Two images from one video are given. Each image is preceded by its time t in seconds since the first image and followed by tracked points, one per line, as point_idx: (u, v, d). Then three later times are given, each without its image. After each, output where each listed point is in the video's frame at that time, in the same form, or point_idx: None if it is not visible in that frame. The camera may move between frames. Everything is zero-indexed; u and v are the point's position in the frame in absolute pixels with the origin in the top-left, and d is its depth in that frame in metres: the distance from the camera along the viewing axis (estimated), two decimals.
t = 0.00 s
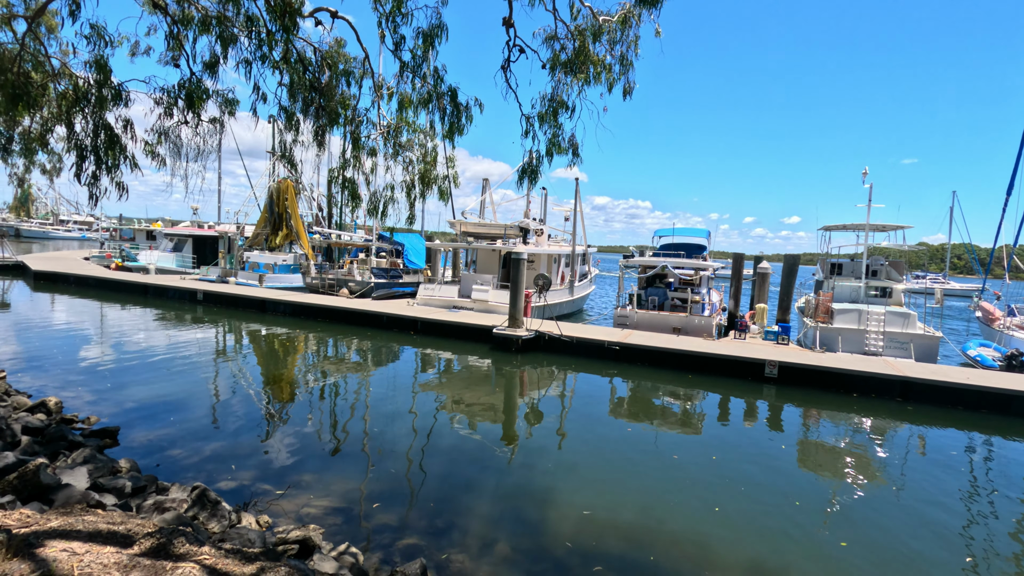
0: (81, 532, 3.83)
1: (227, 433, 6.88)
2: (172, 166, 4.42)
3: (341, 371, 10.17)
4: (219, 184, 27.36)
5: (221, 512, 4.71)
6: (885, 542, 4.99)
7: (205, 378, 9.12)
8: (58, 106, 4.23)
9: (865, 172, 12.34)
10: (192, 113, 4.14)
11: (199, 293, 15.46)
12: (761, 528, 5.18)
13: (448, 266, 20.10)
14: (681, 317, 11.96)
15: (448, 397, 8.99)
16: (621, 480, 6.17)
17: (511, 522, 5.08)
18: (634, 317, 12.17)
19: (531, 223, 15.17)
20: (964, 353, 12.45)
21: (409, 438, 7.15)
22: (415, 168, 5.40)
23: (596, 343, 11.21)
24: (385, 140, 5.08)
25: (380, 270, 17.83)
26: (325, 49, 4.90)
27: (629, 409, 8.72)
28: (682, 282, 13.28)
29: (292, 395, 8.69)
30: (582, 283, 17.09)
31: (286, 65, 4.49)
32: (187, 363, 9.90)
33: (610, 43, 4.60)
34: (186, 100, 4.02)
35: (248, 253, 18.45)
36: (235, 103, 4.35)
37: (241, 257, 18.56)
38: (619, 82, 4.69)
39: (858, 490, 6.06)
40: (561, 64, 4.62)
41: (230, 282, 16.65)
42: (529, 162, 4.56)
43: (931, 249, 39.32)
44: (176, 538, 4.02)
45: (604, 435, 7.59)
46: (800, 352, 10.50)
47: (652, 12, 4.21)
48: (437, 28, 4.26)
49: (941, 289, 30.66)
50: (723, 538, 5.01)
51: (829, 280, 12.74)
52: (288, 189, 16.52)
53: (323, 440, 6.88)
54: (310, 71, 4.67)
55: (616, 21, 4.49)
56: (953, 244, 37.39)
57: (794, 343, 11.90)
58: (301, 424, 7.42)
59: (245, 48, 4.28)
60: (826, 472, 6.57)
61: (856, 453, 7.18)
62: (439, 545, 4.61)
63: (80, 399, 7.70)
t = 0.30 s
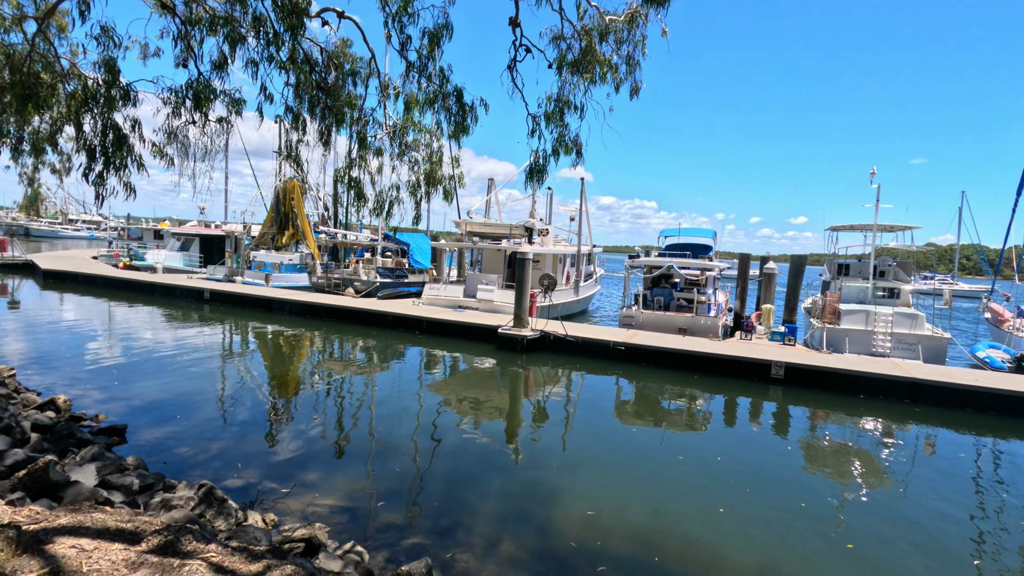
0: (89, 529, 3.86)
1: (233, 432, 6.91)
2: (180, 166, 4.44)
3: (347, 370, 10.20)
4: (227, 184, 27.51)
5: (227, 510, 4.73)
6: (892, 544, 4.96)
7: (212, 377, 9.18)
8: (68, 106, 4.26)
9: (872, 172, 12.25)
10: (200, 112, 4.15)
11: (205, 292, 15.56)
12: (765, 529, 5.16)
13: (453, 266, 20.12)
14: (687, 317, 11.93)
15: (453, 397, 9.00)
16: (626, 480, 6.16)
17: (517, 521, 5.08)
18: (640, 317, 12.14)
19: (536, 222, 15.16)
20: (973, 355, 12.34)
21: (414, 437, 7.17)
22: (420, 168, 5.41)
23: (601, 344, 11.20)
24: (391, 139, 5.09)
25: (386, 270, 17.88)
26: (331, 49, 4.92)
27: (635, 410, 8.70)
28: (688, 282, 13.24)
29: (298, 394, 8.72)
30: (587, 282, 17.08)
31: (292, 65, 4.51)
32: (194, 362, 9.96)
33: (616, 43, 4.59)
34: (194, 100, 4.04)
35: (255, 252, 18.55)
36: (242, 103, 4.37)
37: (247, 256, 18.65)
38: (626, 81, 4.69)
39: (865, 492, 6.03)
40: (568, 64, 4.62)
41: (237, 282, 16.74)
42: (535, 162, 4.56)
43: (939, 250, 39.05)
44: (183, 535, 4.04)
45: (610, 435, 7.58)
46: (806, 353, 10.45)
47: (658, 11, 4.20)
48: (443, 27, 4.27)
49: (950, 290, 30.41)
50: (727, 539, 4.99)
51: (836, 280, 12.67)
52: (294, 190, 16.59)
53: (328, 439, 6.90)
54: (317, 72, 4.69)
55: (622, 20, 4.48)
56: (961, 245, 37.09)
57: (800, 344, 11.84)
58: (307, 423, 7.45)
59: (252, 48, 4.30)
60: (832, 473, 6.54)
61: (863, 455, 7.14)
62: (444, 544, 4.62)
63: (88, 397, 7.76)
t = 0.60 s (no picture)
0: (99, 527, 3.89)
1: (240, 430, 6.95)
2: (188, 166, 4.47)
3: (353, 370, 10.24)
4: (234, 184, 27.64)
5: (234, 509, 4.76)
6: (899, 547, 4.92)
7: (220, 376, 9.23)
8: (78, 106, 4.30)
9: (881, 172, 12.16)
10: (207, 113, 4.18)
11: (213, 291, 15.66)
12: (771, 531, 5.14)
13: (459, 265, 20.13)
14: (694, 317, 11.88)
15: (459, 397, 9.01)
16: (631, 481, 6.15)
17: (522, 522, 5.08)
18: (646, 318, 12.11)
19: (542, 222, 15.15)
20: (983, 356, 12.22)
21: (419, 436, 7.18)
22: (427, 168, 5.42)
23: (607, 344, 11.18)
24: (398, 140, 5.10)
25: (392, 270, 17.93)
26: (338, 49, 4.93)
27: (641, 411, 8.66)
28: (694, 283, 13.20)
29: (305, 393, 8.76)
30: (593, 282, 17.05)
31: (300, 66, 4.52)
32: (202, 361, 10.02)
33: (623, 42, 4.58)
34: (202, 100, 4.06)
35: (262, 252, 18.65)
36: (250, 104, 4.40)
37: (254, 256, 18.75)
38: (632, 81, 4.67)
39: (872, 494, 5.99)
40: (574, 64, 4.61)
41: (244, 281, 16.83)
42: (541, 162, 4.56)
43: (949, 250, 38.71)
44: (191, 533, 4.07)
45: (615, 436, 7.57)
46: (814, 354, 10.39)
47: (665, 11, 4.18)
48: (450, 28, 4.27)
49: (960, 290, 30.11)
50: (733, 540, 4.98)
51: (843, 281, 12.60)
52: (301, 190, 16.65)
53: (334, 438, 6.92)
54: (324, 72, 4.70)
55: (630, 20, 4.46)
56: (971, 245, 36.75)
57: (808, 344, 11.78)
58: (313, 422, 7.47)
59: (260, 48, 4.32)
60: (839, 475, 6.50)
61: (871, 457, 7.09)
62: (450, 544, 4.63)
63: (97, 395, 7.83)
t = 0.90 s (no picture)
0: (108, 524, 3.92)
1: (248, 429, 6.99)
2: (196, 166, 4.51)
3: (359, 369, 10.27)
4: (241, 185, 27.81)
5: (242, 507, 4.79)
6: (906, 550, 4.89)
7: (227, 375, 9.30)
8: (88, 107, 4.34)
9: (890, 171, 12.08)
10: (216, 113, 4.21)
11: (221, 291, 15.76)
12: (777, 533, 5.12)
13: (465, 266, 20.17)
14: (700, 318, 11.84)
15: (465, 397, 9.02)
16: (637, 482, 6.14)
17: (528, 522, 5.07)
18: (652, 318, 12.07)
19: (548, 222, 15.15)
20: (993, 358, 12.10)
21: (425, 436, 7.20)
22: (433, 168, 5.44)
23: (613, 344, 11.17)
24: (404, 140, 5.12)
25: (398, 269, 17.99)
26: (345, 49, 4.95)
27: (647, 412, 8.63)
28: (701, 283, 13.16)
29: (311, 392, 8.80)
30: (599, 283, 17.03)
31: (307, 66, 4.55)
32: (210, 359, 10.09)
33: (629, 43, 4.59)
34: (210, 100, 4.10)
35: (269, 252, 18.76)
36: (257, 105, 4.43)
37: (262, 255, 18.86)
38: (638, 81, 4.68)
39: (880, 496, 5.95)
40: (581, 63, 4.62)
41: (251, 281, 16.94)
42: (546, 162, 4.56)
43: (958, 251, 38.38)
44: (199, 531, 4.09)
45: (621, 436, 7.56)
46: (821, 355, 10.33)
47: (672, 10, 4.18)
48: (457, 29, 4.29)
49: (970, 291, 29.82)
50: (739, 542, 4.96)
51: (852, 281, 12.52)
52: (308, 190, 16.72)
53: (340, 437, 6.95)
54: (331, 72, 4.72)
55: (636, 20, 4.46)
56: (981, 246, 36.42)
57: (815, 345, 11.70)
58: (320, 421, 7.50)
59: (268, 49, 4.35)
60: (847, 477, 6.46)
61: (880, 459, 7.03)
62: (456, 543, 4.64)
63: (106, 393, 7.90)
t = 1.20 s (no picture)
0: (118, 522, 3.95)
1: (255, 428, 7.03)
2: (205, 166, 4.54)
3: (366, 369, 10.30)
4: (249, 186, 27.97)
5: (249, 506, 4.81)
6: (914, 553, 4.85)
7: (235, 374, 9.35)
8: (99, 108, 4.37)
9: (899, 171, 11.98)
10: (224, 114, 4.23)
11: (229, 290, 15.86)
12: (784, 535, 5.09)
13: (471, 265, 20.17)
14: (707, 319, 11.78)
15: (471, 397, 9.02)
16: (642, 482, 6.12)
17: (534, 522, 5.07)
18: (659, 318, 12.03)
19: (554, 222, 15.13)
20: (1004, 360, 11.96)
21: (431, 436, 7.20)
22: (439, 168, 5.44)
23: (619, 345, 11.14)
24: (411, 140, 5.13)
25: (405, 269, 18.03)
26: (352, 50, 4.97)
27: (654, 412, 8.60)
28: (708, 283, 13.09)
29: (318, 392, 8.83)
30: (605, 283, 16.98)
31: (314, 67, 4.57)
32: (218, 359, 10.16)
33: (636, 42, 4.57)
34: (219, 101, 4.12)
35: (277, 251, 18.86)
36: (265, 105, 4.45)
37: (269, 255, 18.96)
38: (645, 81, 4.66)
39: (888, 499, 5.91)
40: (587, 63, 4.60)
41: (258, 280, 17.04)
42: (551, 162, 4.55)
43: (969, 251, 37.96)
44: (208, 530, 4.12)
45: (627, 436, 7.54)
46: (829, 356, 10.25)
47: (679, 9, 4.15)
48: (464, 30, 4.29)
49: (982, 292, 29.44)
50: (744, 543, 4.94)
51: (860, 282, 12.42)
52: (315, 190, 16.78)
53: (347, 437, 6.97)
54: (338, 73, 4.73)
55: (642, 19, 4.44)
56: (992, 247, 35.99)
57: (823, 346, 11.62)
58: (327, 420, 7.53)
59: (275, 50, 4.37)
60: (854, 479, 6.42)
61: (888, 461, 6.97)
62: (462, 543, 4.64)
63: (115, 392, 7.97)
